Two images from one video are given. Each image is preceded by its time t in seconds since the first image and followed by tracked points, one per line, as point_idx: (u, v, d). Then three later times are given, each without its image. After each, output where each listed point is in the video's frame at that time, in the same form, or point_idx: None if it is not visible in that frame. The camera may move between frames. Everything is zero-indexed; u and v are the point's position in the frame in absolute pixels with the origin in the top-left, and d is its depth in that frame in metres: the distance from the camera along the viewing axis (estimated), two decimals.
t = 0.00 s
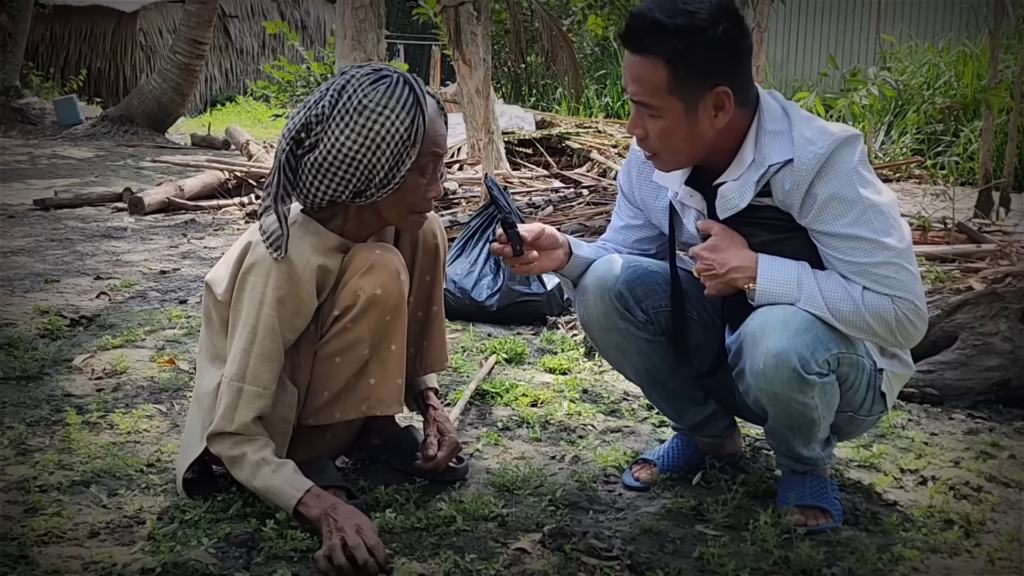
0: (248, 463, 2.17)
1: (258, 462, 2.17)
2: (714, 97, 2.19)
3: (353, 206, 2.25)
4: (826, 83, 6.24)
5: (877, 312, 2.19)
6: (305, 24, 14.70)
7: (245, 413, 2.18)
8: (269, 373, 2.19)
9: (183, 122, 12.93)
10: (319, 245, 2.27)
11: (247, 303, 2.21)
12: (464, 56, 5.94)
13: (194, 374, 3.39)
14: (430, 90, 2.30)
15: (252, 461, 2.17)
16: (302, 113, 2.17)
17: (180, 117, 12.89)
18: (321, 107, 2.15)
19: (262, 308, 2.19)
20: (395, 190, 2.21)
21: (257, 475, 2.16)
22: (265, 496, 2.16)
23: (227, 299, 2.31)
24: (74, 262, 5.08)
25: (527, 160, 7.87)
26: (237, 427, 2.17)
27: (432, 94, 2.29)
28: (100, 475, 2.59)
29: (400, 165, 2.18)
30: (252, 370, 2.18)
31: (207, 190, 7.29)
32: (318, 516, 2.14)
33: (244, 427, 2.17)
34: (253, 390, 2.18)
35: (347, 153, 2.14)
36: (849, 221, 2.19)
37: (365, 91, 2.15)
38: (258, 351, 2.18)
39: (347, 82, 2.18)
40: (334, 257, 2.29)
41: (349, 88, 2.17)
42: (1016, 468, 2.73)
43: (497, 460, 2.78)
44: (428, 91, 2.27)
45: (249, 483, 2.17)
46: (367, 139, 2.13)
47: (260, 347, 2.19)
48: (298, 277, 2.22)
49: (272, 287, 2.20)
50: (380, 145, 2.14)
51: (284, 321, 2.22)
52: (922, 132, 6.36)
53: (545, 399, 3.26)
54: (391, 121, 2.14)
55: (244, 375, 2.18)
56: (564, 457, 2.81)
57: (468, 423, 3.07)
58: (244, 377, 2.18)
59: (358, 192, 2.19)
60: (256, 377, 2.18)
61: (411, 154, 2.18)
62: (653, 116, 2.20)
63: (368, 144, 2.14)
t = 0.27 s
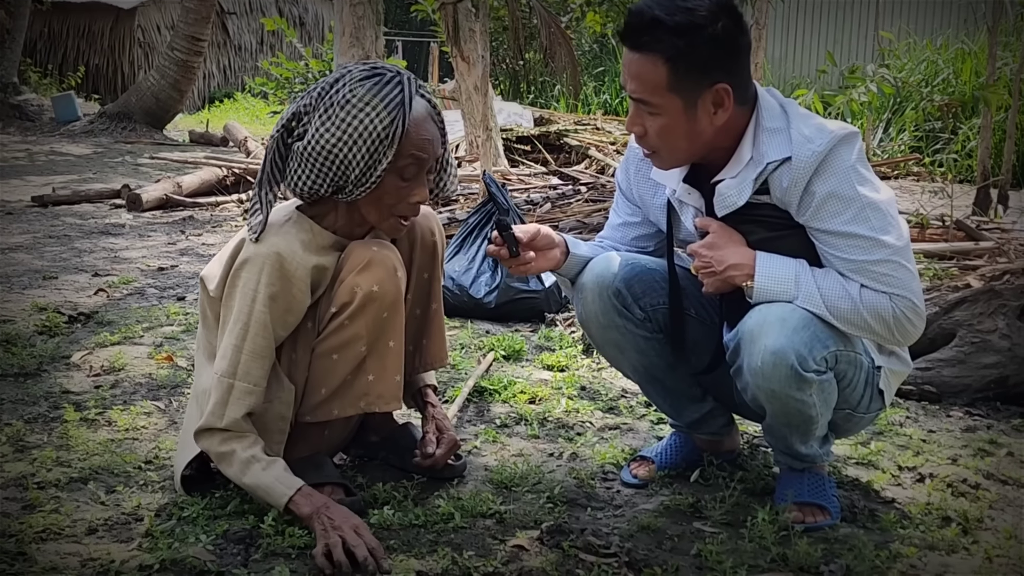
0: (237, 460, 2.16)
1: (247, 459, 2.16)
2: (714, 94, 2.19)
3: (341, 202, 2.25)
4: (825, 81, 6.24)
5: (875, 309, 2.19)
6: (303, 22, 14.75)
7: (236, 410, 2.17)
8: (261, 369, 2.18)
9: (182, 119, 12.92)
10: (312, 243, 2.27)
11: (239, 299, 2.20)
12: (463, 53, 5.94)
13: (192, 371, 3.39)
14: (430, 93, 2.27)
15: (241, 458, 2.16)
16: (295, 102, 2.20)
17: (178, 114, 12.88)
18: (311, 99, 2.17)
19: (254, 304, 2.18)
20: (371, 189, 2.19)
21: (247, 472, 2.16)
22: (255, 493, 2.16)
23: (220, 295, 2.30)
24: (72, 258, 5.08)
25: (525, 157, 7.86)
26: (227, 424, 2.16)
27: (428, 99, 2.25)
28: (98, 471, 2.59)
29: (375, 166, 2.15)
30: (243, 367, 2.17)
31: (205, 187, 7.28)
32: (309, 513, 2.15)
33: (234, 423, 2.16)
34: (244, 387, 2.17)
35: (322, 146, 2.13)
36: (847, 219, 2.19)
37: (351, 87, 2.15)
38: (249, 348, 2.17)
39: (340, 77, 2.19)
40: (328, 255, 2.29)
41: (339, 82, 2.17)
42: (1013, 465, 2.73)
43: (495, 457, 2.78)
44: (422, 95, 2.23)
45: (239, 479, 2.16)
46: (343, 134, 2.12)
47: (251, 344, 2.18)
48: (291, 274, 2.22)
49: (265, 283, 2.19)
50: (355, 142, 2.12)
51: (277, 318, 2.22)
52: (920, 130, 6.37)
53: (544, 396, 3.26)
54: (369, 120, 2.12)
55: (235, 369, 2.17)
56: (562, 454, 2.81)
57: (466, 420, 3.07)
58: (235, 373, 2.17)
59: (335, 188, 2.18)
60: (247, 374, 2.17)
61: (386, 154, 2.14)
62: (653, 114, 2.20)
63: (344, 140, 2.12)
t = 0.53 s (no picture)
0: (232, 455, 2.16)
1: (242, 455, 2.16)
2: (714, 92, 2.19)
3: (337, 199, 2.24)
4: (823, 79, 6.24)
5: (873, 308, 2.19)
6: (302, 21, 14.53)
7: (230, 406, 2.17)
8: (255, 366, 2.18)
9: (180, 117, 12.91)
10: (308, 241, 2.27)
11: (233, 295, 2.19)
12: (461, 51, 5.94)
13: (190, 369, 3.39)
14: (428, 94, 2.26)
15: (236, 454, 2.16)
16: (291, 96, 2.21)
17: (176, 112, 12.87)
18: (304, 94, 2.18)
19: (249, 301, 2.18)
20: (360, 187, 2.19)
21: (241, 468, 2.15)
22: (250, 489, 2.16)
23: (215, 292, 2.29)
24: (69, 256, 5.07)
25: (524, 155, 7.86)
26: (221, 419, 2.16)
27: (424, 99, 2.24)
28: (96, 470, 2.59)
29: (361, 165, 2.15)
30: (237, 363, 2.17)
31: (203, 185, 7.27)
32: (306, 509, 2.16)
33: (227, 420, 2.16)
34: (239, 383, 2.17)
35: (311, 142, 2.13)
36: (845, 217, 2.19)
37: (343, 84, 2.15)
38: (244, 344, 2.17)
39: (335, 73, 2.19)
40: (324, 253, 2.29)
41: (333, 79, 2.17)
42: (1011, 464, 2.74)
43: (493, 455, 2.78)
44: (416, 95, 2.22)
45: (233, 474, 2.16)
46: (331, 131, 2.12)
47: (246, 340, 2.17)
48: (286, 271, 2.22)
49: (259, 279, 2.19)
50: (343, 139, 2.12)
51: (271, 315, 2.22)
52: (918, 128, 6.37)
53: (541, 395, 3.26)
54: (357, 118, 2.12)
55: (229, 366, 2.17)
56: (560, 453, 2.81)
57: (464, 419, 3.07)
58: (229, 370, 2.17)
59: (323, 184, 2.18)
60: (242, 370, 2.17)
61: (373, 153, 2.14)
62: (652, 112, 2.20)
63: (331, 137, 2.12)
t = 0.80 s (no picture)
0: (230, 454, 2.17)
1: (239, 454, 2.17)
2: (713, 92, 2.19)
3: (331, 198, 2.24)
4: (820, 78, 6.24)
5: (871, 307, 2.19)
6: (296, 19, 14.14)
7: (226, 406, 2.17)
8: (252, 367, 2.18)
9: (177, 116, 12.90)
10: (305, 240, 2.27)
11: (230, 295, 2.19)
12: (459, 51, 5.93)
13: (188, 369, 3.39)
14: (425, 96, 2.25)
15: (233, 453, 2.17)
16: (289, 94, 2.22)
17: (174, 111, 12.86)
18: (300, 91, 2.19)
19: (246, 301, 2.18)
20: (351, 186, 2.19)
21: (238, 467, 2.17)
22: (247, 487, 2.18)
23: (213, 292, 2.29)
24: (66, 256, 5.07)
25: (521, 154, 7.85)
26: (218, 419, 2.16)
27: (421, 102, 2.23)
28: (94, 470, 2.59)
29: (352, 164, 2.14)
30: (234, 363, 2.17)
31: (200, 184, 7.26)
32: (303, 506, 2.17)
33: (223, 420, 2.16)
34: (235, 382, 2.17)
35: (304, 140, 2.13)
36: (843, 217, 2.19)
37: (339, 83, 2.15)
38: (241, 344, 2.17)
39: (332, 72, 2.20)
40: (321, 252, 2.29)
41: (330, 77, 2.18)
42: (1008, 462, 2.74)
43: (490, 455, 2.78)
44: (412, 97, 2.21)
45: (231, 472, 2.17)
46: (324, 129, 2.12)
47: (243, 340, 2.18)
48: (284, 270, 2.22)
49: (257, 279, 2.19)
50: (335, 138, 2.12)
51: (268, 315, 2.21)
52: (915, 127, 6.38)
53: (539, 394, 3.26)
54: (349, 117, 2.12)
55: (225, 366, 2.17)
56: (558, 452, 2.81)
57: (461, 418, 3.07)
58: (225, 370, 2.17)
59: (316, 182, 2.18)
60: (238, 369, 2.18)
61: (363, 153, 2.13)
62: (651, 112, 2.20)
63: (323, 136, 2.12)
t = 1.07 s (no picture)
0: (239, 458, 2.15)
1: (248, 457, 2.15)
2: (711, 92, 2.19)
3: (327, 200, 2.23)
4: (817, 78, 6.24)
5: (868, 307, 2.19)
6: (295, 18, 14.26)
7: (233, 411, 2.16)
8: (256, 369, 2.18)
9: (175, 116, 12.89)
10: (303, 242, 2.27)
11: (231, 300, 2.19)
12: (456, 51, 5.93)
13: (185, 370, 3.39)
14: (424, 101, 2.24)
15: (243, 457, 2.15)
16: (289, 95, 2.22)
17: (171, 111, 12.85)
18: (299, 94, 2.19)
19: (247, 303, 2.18)
20: (346, 190, 2.18)
21: (249, 470, 2.15)
22: (258, 489, 2.15)
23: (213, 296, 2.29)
24: (64, 257, 5.06)
25: (519, 154, 7.85)
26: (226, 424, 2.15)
27: (419, 106, 2.22)
28: (91, 471, 2.59)
29: (346, 167, 2.14)
30: (238, 366, 2.16)
31: (198, 185, 7.26)
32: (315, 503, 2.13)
33: (232, 425, 2.15)
34: (241, 387, 2.16)
35: (300, 142, 2.14)
36: (839, 217, 2.19)
37: (337, 86, 2.15)
38: (246, 346, 2.17)
39: (332, 75, 2.20)
40: (318, 253, 2.29)
41: (328, 80, 2.18)
42: (1005, 462, 2.75)
43: (488, 455, 2.79)
44: (409, 102, 2.20)
45: (241, 476, 2.15)
46: (320, 131, 2.12)
47: (247, 342, 2.17)
48: (284, 272, 2.22)
49: (257, 281, 2.19)
50: (330, 141, 2.12)
51: (269, 318, 2.21)
52: (912, 127, 6.38)
53: (537, 394, 3.27)
54: (345, 120, 2.12)
55: (230, 370, 2.16)
56: (556, 452, 2.81)
57: (459, 419, 3.07)
58: (230, 374, 2.16)
59: (311, 184, 2.18)
60: (242, 373, 2.17)
61: (358, 156, 2.13)
62: (649, 112, 2.20)
63: (318, 138, 2.12)
